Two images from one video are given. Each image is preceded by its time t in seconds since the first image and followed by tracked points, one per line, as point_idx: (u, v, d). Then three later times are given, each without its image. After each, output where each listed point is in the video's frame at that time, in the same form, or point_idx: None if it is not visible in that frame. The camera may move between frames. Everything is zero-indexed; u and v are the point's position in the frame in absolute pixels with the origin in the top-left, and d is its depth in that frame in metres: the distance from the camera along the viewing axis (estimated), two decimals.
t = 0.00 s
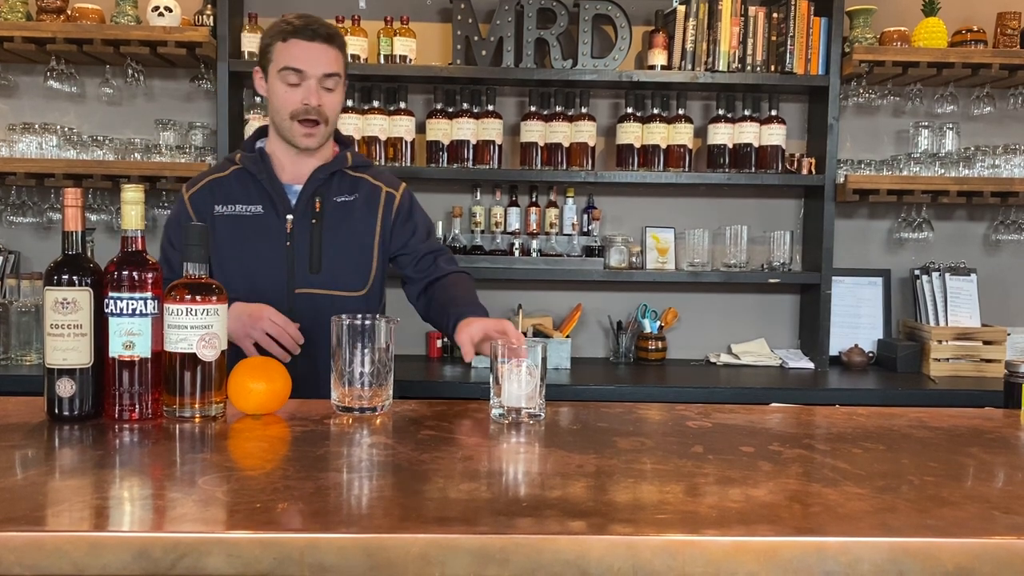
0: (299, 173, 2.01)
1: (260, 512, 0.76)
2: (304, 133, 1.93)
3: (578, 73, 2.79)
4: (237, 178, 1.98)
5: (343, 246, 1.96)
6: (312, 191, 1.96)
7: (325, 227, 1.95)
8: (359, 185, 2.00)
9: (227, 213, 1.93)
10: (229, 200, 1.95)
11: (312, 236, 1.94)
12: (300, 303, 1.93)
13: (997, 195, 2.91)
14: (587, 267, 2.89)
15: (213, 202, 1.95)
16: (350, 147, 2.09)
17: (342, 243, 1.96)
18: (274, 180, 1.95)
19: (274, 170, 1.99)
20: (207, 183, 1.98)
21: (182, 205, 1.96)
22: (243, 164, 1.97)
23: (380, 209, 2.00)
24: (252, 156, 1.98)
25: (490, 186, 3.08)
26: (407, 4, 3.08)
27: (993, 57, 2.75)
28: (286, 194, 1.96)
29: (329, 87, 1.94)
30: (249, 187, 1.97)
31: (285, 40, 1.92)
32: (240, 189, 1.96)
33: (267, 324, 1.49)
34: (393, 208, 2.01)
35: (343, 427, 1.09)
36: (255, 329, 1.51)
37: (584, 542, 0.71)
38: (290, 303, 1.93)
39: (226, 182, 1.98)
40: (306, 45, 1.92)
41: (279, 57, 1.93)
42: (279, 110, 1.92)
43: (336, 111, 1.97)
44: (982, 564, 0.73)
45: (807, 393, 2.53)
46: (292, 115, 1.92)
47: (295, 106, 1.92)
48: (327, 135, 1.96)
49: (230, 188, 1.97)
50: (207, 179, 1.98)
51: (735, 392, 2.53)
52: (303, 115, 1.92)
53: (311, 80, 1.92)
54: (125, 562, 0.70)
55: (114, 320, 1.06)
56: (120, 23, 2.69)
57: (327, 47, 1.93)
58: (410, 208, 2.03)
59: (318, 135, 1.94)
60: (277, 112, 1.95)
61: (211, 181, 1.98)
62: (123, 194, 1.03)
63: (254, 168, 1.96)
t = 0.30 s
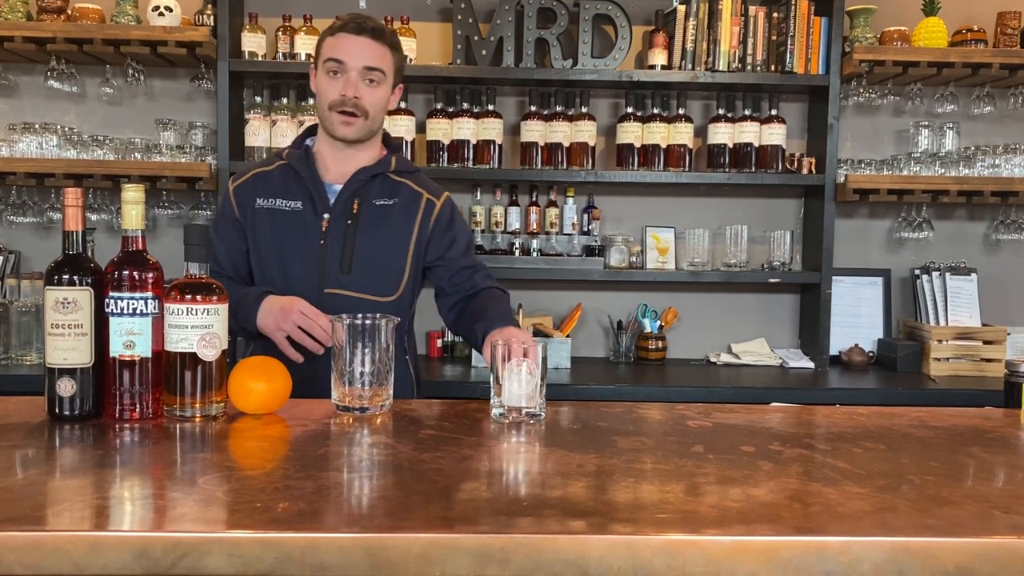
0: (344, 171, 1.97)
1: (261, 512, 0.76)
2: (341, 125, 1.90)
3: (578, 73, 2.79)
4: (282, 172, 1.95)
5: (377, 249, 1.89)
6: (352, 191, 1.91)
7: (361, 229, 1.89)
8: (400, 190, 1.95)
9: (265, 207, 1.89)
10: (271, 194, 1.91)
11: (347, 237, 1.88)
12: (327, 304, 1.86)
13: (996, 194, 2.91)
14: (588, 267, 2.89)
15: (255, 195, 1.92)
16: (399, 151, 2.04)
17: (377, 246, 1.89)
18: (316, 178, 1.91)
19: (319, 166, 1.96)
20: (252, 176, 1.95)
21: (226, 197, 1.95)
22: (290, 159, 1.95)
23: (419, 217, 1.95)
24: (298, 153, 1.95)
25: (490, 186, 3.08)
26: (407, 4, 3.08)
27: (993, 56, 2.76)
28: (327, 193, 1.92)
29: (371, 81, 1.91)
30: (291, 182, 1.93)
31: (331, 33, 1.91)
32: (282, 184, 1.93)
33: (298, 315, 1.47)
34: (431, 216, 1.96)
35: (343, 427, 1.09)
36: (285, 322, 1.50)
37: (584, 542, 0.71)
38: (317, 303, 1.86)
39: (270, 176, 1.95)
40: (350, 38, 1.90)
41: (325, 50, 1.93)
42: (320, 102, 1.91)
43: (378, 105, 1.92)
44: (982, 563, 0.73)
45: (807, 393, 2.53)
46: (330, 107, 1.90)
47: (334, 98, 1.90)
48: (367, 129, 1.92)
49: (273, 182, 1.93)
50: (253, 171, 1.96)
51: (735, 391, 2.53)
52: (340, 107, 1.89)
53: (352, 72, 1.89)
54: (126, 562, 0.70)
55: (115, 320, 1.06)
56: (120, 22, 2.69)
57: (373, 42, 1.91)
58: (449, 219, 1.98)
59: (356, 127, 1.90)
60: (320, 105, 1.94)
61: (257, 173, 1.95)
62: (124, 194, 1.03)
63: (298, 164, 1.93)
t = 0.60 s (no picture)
0: (373, 173, 1.96)
1: (261, 512, 0.76)
2: (363, 132, 1.88)
3: (578, 73, 2.79)
4: (312, 172, 1.94)
5: (405, 253, 1.88)
6: (383, 194, 1.91)
7: (390, 233, 1.88)
8: (431, 197, 1.95)
9: (297, 206, 1.88)
10: (301, 193, 1.90)
11: (377, 240, 1.87)
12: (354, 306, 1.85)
13: (996, 194, 2.91)
14: (588, 267, 2.88)
15: (286, 193, 1.91)
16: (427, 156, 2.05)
17: (404, 250, 1.88)
18: (348, 179, 1.90)
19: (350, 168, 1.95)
20: (282, 173, 1.94)
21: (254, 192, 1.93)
22: (319, 158, 1.94)
23: (449, 225, 1.94)
24: (328, 153, 1.95)
25: (490, 186, 3.08)
26: (407, 4, 3.08)
27: (993, 56, 2.75)
28: (357, 195, 1.91)
29: (391, 86, 1.86)
30: (322, 182, 1.93)
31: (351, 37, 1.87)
32: (312, 184, 1.92)
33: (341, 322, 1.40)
34: (459, 224, 1.95)
35: (343, 427, 1.09)
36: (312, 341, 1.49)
37: (584, 541, 0.71)
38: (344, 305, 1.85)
39: (300, 174, 1.94)
40: (369, 43, 1.85)
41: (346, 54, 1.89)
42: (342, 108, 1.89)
43: (399, 109, 1.88)
44: (982, 563, 0.73)
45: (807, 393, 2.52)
46: (352, 113, 1.87)
47: (355, 104, 1.87)
48: (390, 134, 1.90)
49: (304, 182, 1.92)
50: (283, 169, 1.94)
51: (735, 391, 2.53)
52: (362, 113, 1.87)
53: (371, 79, 1.85)
54: (126, 562, 0.70)
55: (115, 320, 1.06)
56: (120, 23, 2.69)
57: (392, 46, 1.86)
58: (477, 229, 1.98)
59: (379, 133, 1.88)
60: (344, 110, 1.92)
61: (287, 171, 1.94)
62: (124, 194, 1.03)
63: (329, 164, 1.93)
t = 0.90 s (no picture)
0: (381, 174, 1.95)
1: (261, 512, 0.76)
2: (373, 136, 1.86)
3: (578, 73, 2.79)
4: (320, 171, 1.94)
5: (415, 255, 1.89)
6: (393, 195, 1.91)
7: (399, 234, 1.89)
8: (440, 198, 1.95)
9: (304, 205, 1.88)
10: (309, 192, 1.90)
11: (386, 240, 1.88)
12: (361, 306, 1.85)
13: (997, 194, 2.91)
14: (588, 267, 2.88)
15: (293, 191, 1.90)
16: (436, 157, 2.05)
17: (414, 251, 1.89)
18: (357, 179, 1.90)
19: (359, 169, 1.94)
20: (290, 171, 1.93)
21: (259, 189, 1.92)
22: (328, 157, 1.93)
23: (456, 227, 1.95)
24: (337, 152, 1.94)
25: (491, 186, 3.08)
26: (407, 5, 3.08)
27: (993, 56, 2.75)
28: (367, 195, 1.91)
29: (399, 89, 1.84)
30: (331, 181, 1.93)
31: (358, 41, 1.84)
32: (320, 183, 1.92)
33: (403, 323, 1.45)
34: (467, 227, 1.97)
35: (343, 427, 1.09)
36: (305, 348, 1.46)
37: (584, 542, 0.71)
38: (351, 305, 1.85)
39: (308, 173, 1.93)
40: (377, 46, 1.82)
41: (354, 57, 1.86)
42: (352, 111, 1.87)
43: (408, 111, 1.87)
44: (982, 563, 0.73)
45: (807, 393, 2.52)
46: (361, 117, 1.86)
47: (363, 108, 1.85)
48: (399, 137, 1.88)
49: (312, 180, 1.92)
50: (290, 167, 1.94)
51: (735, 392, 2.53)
52: (371, 117, 1.85)
53: (379, 83, 1.83)
54: (126, 562, 0.70)
55: (115, 320, 1.06)
56: (120, 23, 2.69)
57: (400, 48, 1.83)
58: (482, 231, 1.99)
59: (388, 137, 1.86)
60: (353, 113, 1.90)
61: (295, 169, 1.93)
62: (124, 193, 1.03)
63: (338, 164, 1.92)
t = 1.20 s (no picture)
0: (386, 175, 1.95)
1: (262, 512, 0.76)
2: (370, 137, 1.86)
3: (578, 74, 2.79)
4: (325, 170, 1.94)
5: (420, 259, 1.89)
6: (399, 197, 1.90)
7: (404, 237, 1.88)
8: (446, 202, 1.96)
9: (306, 205, 1.88)
10: (313, 192, 1.90)
11: (391, 242, 1.87)
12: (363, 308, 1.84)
13: (997, 195, 2.91)
14: (588, 267, 2.88)
15: (297, 191, 1.90)
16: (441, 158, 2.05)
17: (419, 254, 1.89)
18: (362, 180, 1.89)
19: (363, 169, 1.93)
20: (295, 169, 1.93)
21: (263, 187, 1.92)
22: (333, 157, 1.93)
23: (462, 232, 1.96)
24: (343, 151, 1.93)
25: (491, 186, 3.08)
26: (407, 5, 3.08)
27: (993, 57, 2.75)
28: (372, 196, 1.90)
29: (393, 89, 1.83)
30: (335, 181, 1.92)
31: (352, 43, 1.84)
32: (325, 183, 1.91)
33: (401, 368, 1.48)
34: (472, 232, 1.97)
35: (343, 427, 1.09)
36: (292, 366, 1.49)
37: (584, 542, 0.71)
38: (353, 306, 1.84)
39: (313, 173, 1.93)
40: (369, 47, 1.81)
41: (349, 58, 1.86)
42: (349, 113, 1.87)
43: (404, 110, 1.86)
44: (982, 564, 0.73)
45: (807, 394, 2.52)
46: (358, 119, 1.86)
47: (359, 109, 1.85)
48: (397, 136, 1.88)
49: (317, 180, 1.92)
50: (295, 166, 1.94)
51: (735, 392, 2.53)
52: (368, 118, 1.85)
53: (373, 84, 1.82)
54: (127, 562, 0.70)
55: (115, 320, 1.06)
56: (120, 23, 2.69)
57: (393, 48, 1.82)
58: (486, 237, 2.00)
59: (385, 137, 1.86)
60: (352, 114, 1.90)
61: (300, 168, 1.93)
62: (123, 193, 1.03)
63: (343, 164, 1.92)
